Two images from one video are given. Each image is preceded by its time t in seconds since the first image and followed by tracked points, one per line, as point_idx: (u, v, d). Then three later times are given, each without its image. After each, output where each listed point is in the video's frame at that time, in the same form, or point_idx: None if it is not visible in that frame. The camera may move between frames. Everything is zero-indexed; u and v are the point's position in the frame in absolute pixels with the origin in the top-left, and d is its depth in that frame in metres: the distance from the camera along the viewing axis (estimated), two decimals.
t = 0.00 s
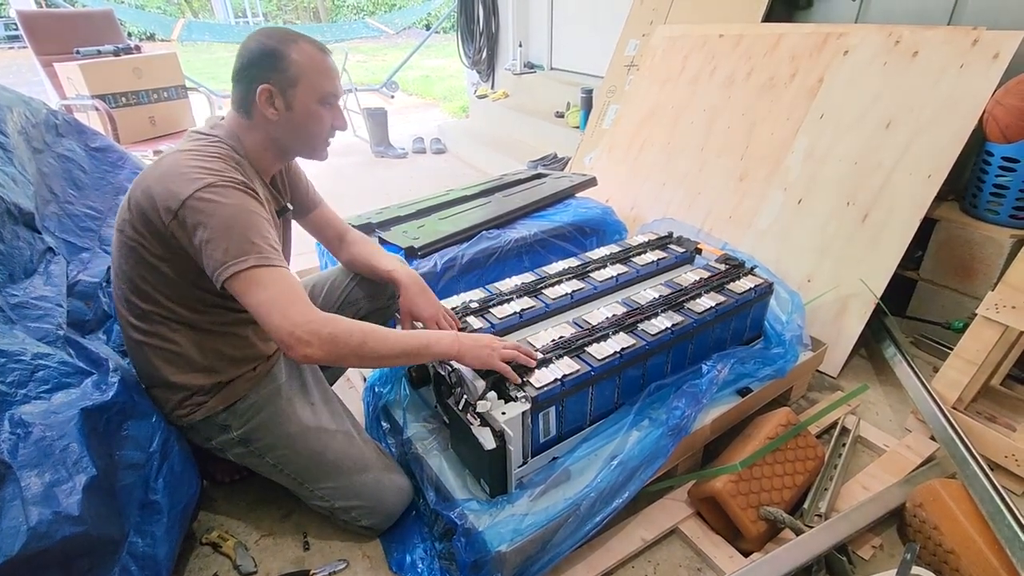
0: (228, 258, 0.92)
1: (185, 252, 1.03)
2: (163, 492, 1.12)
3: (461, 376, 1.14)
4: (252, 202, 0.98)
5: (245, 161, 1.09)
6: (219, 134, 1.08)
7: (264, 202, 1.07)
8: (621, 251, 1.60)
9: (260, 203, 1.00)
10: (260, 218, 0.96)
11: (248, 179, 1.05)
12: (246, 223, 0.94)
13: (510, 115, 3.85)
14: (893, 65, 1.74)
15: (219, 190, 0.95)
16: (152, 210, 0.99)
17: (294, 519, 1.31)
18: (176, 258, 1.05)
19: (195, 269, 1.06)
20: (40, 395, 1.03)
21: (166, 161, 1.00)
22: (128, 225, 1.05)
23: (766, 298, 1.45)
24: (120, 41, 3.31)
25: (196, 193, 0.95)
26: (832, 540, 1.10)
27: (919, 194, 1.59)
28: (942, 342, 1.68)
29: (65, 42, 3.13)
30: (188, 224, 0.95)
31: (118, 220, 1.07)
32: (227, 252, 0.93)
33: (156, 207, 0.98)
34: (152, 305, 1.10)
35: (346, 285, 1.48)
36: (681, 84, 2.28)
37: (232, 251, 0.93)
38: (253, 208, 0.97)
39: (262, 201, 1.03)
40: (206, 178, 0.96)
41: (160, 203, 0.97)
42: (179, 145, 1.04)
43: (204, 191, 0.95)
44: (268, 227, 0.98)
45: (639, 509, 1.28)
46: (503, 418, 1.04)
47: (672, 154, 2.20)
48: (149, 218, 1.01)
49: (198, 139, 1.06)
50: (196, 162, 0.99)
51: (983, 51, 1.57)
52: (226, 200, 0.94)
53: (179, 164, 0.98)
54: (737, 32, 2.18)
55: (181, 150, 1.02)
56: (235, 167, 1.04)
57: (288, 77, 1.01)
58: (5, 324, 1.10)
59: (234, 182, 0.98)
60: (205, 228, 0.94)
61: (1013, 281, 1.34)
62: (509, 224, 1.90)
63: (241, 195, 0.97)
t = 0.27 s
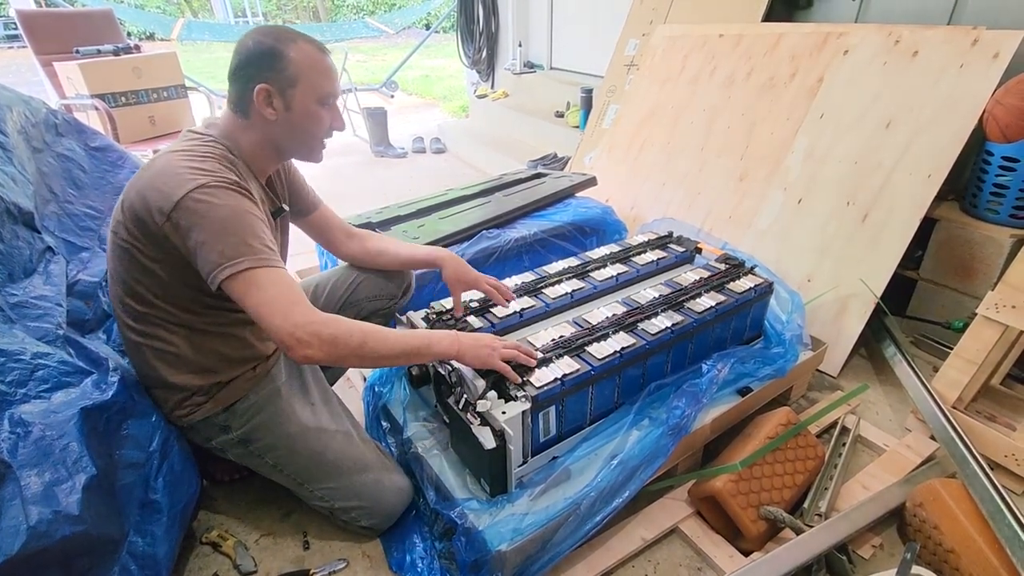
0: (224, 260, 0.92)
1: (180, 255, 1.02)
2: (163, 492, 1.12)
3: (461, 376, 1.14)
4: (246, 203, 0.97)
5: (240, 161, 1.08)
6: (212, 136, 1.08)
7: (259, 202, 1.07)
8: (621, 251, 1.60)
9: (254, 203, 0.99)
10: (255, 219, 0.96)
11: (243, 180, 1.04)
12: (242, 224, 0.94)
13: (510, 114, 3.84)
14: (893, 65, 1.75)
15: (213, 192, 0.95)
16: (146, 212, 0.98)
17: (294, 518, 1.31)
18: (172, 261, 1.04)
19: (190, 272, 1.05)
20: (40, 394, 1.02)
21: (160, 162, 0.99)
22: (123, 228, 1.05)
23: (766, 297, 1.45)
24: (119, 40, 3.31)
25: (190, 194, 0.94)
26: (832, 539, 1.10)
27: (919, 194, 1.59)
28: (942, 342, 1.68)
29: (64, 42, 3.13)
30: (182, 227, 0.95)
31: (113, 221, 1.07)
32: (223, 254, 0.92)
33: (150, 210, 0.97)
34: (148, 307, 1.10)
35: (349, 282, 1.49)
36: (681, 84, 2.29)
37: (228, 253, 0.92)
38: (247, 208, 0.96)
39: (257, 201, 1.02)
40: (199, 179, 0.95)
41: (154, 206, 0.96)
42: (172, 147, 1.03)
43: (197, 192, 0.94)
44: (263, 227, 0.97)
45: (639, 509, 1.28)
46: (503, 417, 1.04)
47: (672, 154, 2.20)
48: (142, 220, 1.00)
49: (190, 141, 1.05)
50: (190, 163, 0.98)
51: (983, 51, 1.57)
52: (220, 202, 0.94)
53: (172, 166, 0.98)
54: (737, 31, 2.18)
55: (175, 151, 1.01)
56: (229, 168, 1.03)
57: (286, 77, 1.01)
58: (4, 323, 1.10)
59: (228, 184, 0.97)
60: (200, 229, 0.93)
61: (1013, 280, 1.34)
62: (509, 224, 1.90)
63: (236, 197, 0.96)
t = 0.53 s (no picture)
0: (220, 260, 0.92)
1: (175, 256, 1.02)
2: (163, 491, 1.12)
3: (461, 375, 1.14)
4: (241, 203, 0.97)
5: (235, 161, 1.08)
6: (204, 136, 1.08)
7: (254, 202, 1.06)
8: (620, 250, 1.60)
9: (249, 203, 0.99)
10: (250, 219, 0.96)
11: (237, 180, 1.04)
12: (237, 225, 0.94)
13: (510, 114, 3.84)
14: (893, 65, 1.75)
15: (207, 192, 0.94)
16: (140, 213, 0.98)
17: (294, 518, 1.31)
18: (167, 262, 1.04)
19: (185, 273, 1.05)
20: (40, 393, 1.02)
21: (153, 163, 0.99)
22: (118, 229, 1.04)
23: (765, 297, 1.45)
24: (119, 40, 3.31)
25: (184, 195, 0.94)
26: (832, 538, 1.10)
27: (918, 193, 1.59)
28: (942, 341, 1.68)
29: (64, 41, 3.13)
30: (177, 227, 0.94)
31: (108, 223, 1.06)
32: (219, 254, 0.92)
33: (144, 211, 0.97)
34: (144, 308, 1.10)
35: (349, 282, 1.49)
36: (680, 83, 2.29)
37: (224, 253, 0.92)
38: (243, 208, 0.96)
39: (252, 201, 1.02)
40: (193, 179, 0.95)
41: (148, 207, 0.96)
42: (166, 147, 1.03)
43: (192, 193, 0.94)
44: (259, 227, 0.97)
45: (639, 508, 1.28)
46: (503, 416, 1.04)
47: (671, 153, 2.20)
48: (137, 222, 1.00)
49: (183, 142, 1.05)
50: (184, 164, 0.98)
51: (982, 50, 1.57)
52: (215, 202, 0.94)
53: (165, 166, 0.97)
54: (736, 31, 2.18)
55: (168, 151, 1.01)
56: (223, 168, 1.03)
57: (281, 75, 1.01)
58: (4, 322, 1.10)
59: (223, 184, 0.97)
60: (195, 230, 0.93)
61: (1013, 279, 1.34)
62: (509, 223, 1.90)
63: (231, 197, 0.96)
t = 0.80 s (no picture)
0: (217, 261, 0.92)
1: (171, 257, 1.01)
2: (163, 490, 1.12)
3: (461, 374, 1.14)
4: (238, 203, 0.97)
5: (231, 161, 1.08)
6: (200, 137, 1.07)
7: (251, 203, 1.06)
8: (620, 250, 1.60)
9: (246, 203, 0.99)
10: (247, 220, 0.96)
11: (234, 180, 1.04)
12: (234, 225, 0.94)
13: (510, 113, 3.84)
14: (892, 64, 1.75)
15: (204, 193, 0.94)
16: (136, 214, 0.98)
17: (293, 517, 1.31)
18: (164, 263, 1.03)
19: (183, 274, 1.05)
20: (40, 392, 1.02)
21: (149, 163, 0.99)
22: (114, 230, 1.04)
23: (765, 296, 1.45)
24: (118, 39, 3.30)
25: (180, 196, 0.93)
26: (832, 537, 1.10)
27: (917, 193, 1.59)
28: (942, 341, 1.68)
29: (63, 41, 3.12)
30: (172, 228, 0.94)
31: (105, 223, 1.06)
32: (216, 255, 0.92)
33: (140, 212, 0.97)
34: (141, 309, 1.09)
35: (349, 282, 1.49)
36: (680, 82, 2.28)
37: (221, 255, 0.92)
38: (239, 209, 0.96)
39: (249, 202, 1.02)
40: (189, 180, 0.95)
41: (144, 208, 0.96)
42: (162, 148, 1.03)
43: (187, 194, 0.93)
44: (256, 228, 0.97)
45: (639, 507, 1.28)
46: (503, 416, 1.04)
47: (671, 152, 2.20)
48: (133, 223, 1.00)
49: (179, 142, 1.05)
50: (180, 164, 0.98)
51: (982, 50, 1.57)
52: (211, 203, 0.94)
53: (161, 167, 0.97)
54: (736, 30, 2.18)
55: (164, 152, 1.00)
56: (220, 168, 1.03)
57: (278, 74, 1.01)
58: (3, 322, 1.10)
59: (219, 184, 0.97)
60: (192, 231, 0.93)
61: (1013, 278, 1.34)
62: (508, 222, 1.90)
63: (227, 197, 0.96)
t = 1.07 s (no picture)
0: (215, 261, 0.92)
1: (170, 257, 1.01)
2: (163, 490, 1.12)
3: (461, 373, 1.14)
4: (236, 203, 0.97)
5: (230, 161, 1.07)
6: (199, 136, 1.07)
7: (249, 202, 1.06)
8: (620, 249, 1.60)
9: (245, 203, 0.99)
10: (245, 220, 0.96)
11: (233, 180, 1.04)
12: (232, 225, 0.94)
13: (510, 113, 3.84)
14: (892, 64, 1.75)
15: (202, 193, 0.94)
16: (135, 214, 0.98)
17: (294, 516, 1.31)
18: (163, 263, 1.03)
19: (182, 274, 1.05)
20: (40, 391, 1.02)
21: (148, 163, 0.99)
22: (113, 229, 1.04)
23: (764, 295, 1.45)
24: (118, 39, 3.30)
25: (178, 195, 0.93)
26: (832, 536, 1.10)
27: (917, 192, 1.59)
28: (942, 340, 1.68)
29: (63, 40, 3.12)
30: (170, 228, 0.94)
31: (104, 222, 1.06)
32: (214, 256, 0.92)
33: (138, 212, 0.97)
34: (140, 309, 1.09)
35: (350, 282, 1.49)
36: (680, 82, 2.28)
37: (219, 255, 0.92)
38: (238, 209, 0.96)
39: (247, 201, 1.02)
40: (187, 180, 0.95)
41: (142, 208, 0.96)
42: (161, 147, 1.03)
43: (185, 194, 0.93)
44: (254, 228, 0.97)
45: (639, 506, 1.28)
46: (503, 415, 1.04)
47: (671, 152, 2.20)
48: (131, 222, 1.00)
49: (179, 142, 1.05)
50: (179, 164, 0.97)
51: (982, 49, 1.57)
52: (210, 203, 0.93)
53: (159, 167, 0.97)
54: (736, 29, 2.18)
55: (163, 152, 1.00)
56: (219, 168, 1.03)
57: (279, 74, 1.01)
58: (3, 321, 1.10)
59: (218, 184, 0.97)
60: (190, 231, 0.93)
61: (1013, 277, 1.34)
62: (508, 222, 1.90)
63: (226, 197, 0.96)
